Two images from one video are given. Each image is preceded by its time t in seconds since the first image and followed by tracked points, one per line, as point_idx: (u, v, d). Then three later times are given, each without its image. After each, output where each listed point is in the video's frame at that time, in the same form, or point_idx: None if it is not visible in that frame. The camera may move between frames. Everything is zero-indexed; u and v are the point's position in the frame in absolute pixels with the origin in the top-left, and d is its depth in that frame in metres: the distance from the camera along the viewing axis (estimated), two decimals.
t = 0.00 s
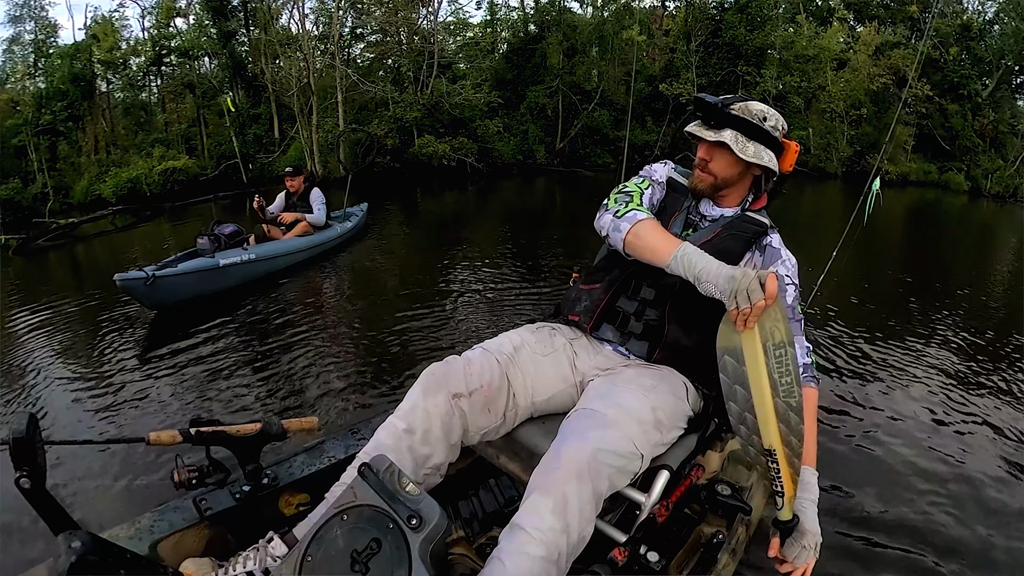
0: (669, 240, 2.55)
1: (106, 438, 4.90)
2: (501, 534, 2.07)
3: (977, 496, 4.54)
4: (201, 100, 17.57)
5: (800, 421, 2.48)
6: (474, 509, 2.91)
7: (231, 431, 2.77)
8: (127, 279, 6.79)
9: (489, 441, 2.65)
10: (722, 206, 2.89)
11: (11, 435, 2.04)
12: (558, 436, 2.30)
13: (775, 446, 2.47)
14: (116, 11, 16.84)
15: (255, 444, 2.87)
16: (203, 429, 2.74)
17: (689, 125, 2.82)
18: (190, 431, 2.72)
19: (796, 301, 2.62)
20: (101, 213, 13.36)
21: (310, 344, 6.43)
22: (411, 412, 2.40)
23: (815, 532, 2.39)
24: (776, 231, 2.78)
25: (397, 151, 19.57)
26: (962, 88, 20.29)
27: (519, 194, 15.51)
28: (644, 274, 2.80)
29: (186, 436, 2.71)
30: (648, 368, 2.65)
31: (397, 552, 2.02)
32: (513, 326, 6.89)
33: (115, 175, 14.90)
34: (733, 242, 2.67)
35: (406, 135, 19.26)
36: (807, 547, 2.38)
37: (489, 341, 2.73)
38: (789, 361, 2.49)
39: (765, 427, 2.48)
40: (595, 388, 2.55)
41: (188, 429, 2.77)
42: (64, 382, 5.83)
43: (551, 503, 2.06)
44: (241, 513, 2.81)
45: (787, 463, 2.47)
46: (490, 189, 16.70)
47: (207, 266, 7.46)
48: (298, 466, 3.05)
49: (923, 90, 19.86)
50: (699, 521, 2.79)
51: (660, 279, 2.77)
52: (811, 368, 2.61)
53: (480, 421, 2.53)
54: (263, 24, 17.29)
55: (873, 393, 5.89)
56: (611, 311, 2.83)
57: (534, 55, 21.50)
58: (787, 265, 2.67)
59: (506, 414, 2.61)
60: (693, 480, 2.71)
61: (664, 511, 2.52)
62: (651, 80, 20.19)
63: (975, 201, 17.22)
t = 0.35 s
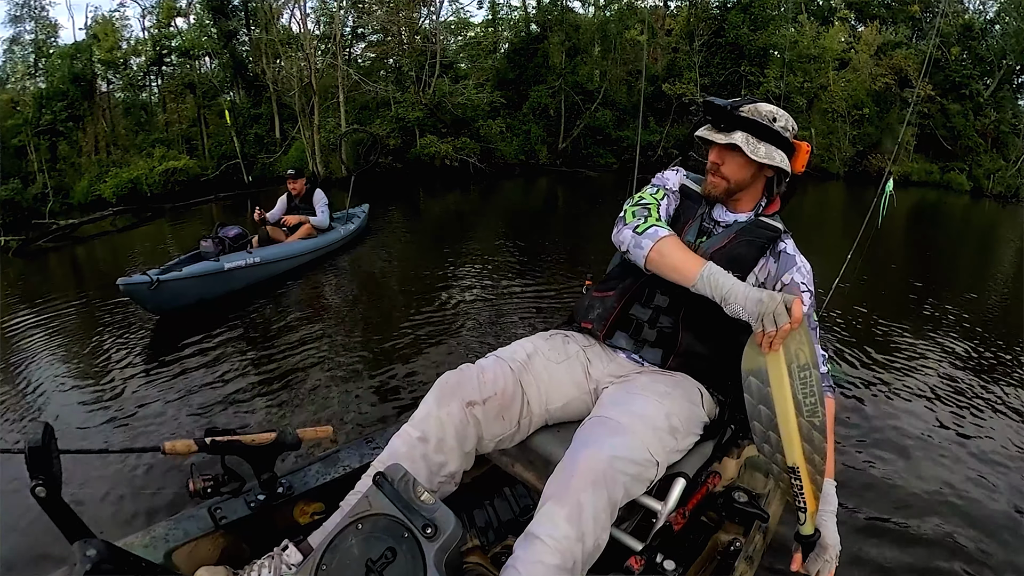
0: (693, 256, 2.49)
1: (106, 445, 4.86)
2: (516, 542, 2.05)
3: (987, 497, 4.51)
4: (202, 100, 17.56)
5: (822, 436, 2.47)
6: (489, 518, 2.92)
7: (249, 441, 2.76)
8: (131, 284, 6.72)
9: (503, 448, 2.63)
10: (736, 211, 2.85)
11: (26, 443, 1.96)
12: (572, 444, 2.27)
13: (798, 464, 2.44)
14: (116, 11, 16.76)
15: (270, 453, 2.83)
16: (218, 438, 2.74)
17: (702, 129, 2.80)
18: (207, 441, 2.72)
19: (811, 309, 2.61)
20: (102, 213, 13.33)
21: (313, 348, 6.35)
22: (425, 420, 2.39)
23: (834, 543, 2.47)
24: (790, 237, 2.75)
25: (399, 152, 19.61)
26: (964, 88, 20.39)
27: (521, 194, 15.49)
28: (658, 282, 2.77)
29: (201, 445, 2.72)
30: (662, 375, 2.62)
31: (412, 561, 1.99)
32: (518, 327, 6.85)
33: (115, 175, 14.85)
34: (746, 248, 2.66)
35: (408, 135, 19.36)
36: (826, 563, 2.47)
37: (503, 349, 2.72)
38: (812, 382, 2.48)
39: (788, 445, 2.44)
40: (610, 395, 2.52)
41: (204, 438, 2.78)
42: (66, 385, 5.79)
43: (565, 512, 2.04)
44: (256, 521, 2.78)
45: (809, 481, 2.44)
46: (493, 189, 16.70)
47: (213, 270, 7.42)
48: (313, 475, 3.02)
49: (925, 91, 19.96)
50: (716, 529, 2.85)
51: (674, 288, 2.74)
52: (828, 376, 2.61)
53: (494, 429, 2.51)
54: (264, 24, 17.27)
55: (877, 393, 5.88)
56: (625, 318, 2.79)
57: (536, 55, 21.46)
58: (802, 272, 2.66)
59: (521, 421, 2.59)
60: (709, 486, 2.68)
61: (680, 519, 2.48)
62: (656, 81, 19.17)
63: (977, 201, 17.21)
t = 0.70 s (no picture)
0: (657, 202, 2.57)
1: (99, 439, 4.85)
2: (500, 515, 2.04)
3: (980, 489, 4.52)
4: (202, 99, 17.57)
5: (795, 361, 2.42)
6: (478, 493, 2.93)
7: (242, 406, 2.68)
8: (132, 278, 6.73)
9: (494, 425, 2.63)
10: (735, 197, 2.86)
11: (24, 402, 2.02)
12: (563, 421, 2.25)
13: (771, 391, 2.38)
14: (116, 11, 16.74)
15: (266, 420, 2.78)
16: (213, 402, 2.66)
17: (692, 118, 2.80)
18: (202, 405, 2.64)
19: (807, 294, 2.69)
20: (101, 212, 13.29)
21: (310, 345, 6.34)
22: (418, 390, 2.41)
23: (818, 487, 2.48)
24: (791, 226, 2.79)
25: (400, 151, 19.66)
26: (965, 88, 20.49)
27: (522, 194, 15.48)
28: (662, 268, 2.76)
29: (197, 408, 2.65)
30: (661, 362, 2.59)
31: (399, 533, 1.98)
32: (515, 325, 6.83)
33: (115, 175, 14.85)
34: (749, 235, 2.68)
35: (409, 135, 19.39)
36: (811, 509, 2.47)
37: (501, 327, 2.73)
38: (781, 292, 2.36)
39: (760, 372, 2.39)
40: (605, 378, 2.50)
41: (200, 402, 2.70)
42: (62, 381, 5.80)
43: (551, 486, 2.02)
44: (248, 486, 2.80)
45: (784, 408, 2.39)
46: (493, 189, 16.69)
47: (215, 266, 7.43)
48: (306, 443, 3.03)
49: (925, 91, 20.02)
50: (700, 518, 2.75)
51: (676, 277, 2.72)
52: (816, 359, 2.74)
53: (486, 403, 2.52)
54: (264, 23, 17.25)
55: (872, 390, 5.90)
56: (627, 304, 2.77)
57: (538, 55, 21.46)
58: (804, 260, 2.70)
59: (512, 399, 2.60)
60: (698, 476, 2.63)
61: (666, 506, 2.39)
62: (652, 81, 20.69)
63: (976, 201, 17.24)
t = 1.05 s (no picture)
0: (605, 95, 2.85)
1: (97, 438, 4.79)
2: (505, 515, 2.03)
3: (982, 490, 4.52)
4: (203, 99, 17.59)
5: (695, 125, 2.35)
6: (481, 489, 2.85)
7: (248, 400, 2.73)
8: (134, 279, 6.73)
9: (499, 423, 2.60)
10: (747, 200, 2.92)
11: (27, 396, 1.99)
12: (569, 420, 2.23)
13: (674, 148, 2.32)
14: (117, 10, 16.72)
15: (269, 414, 2.79)
16: (218, 396, 2.73)
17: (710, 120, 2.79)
18: (206, 399, 2.72)
19: (817, 299, 2.71)
20: (101, 212, 13.25)
21: (310, 346, 6.30)
22: (423, 387, 2.39)
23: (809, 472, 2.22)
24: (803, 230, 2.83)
25: (401, 151, 19.64)
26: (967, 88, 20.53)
27: (523, 194, 15.48)
28: (672, 267, 2.76)
29: (201, 402, 2.73)
30: (666, 364, 2.58)
31: (401, 529, 1.97)
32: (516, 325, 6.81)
33: (116, 175, 14.84)
34: (761, 239, 2.72)
35: (410, 135, 19.36)
36: (810, 485, 2.15)
37: (507, 324, 2.71)
38: (664, 52, 2.32)
39: (656, 132, 2.34)
40: (611, 378, 2.48)
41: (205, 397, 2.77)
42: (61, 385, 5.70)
43: (556, 487, 2.00)
44: (252, 480, 2.77)
45: (689, 164, 2.33)
46: (495, 189, 16.69)
47: (217, 266, 7.39)
48: (311, 437, 2.99)
49: (926, 90, 20.06)
50: (702, 519, 2.70)
51: (683, 276, 2.72)
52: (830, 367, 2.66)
53: (491, 401, 2.50)
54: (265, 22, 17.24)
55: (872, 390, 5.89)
56: (634, 302, 2.77)
57: (539, 54, 21.43)
58: (814, 265, 2.73)
59: (518, 397, 2.57)
60: (702, 476, 2.63)
61: (669, 505, 2.37)
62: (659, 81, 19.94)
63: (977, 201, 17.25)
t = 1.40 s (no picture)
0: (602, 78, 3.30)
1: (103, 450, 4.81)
2: (526, 533, 2.03)
3: (987, 487, 4.54)
4: (204, 99, 17.58)
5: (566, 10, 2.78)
6: (500, 507, 2.81)
7: (264, 420, 2.71)
8: (138, 286, 6.60)
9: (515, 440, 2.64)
10: (752, 207, 2.95)
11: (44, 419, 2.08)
12: (588, 437, 2.26)
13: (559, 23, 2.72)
14: (117, 10, 16.69)
15: (284, 435, 2.80)
16: (234, 417, 2.69)
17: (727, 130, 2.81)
18: (222, 420, 2.68)
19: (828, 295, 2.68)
20: (102, 213, 13.24)
21: (313, 349, 6.29)
22: (439, 406, 2.43)
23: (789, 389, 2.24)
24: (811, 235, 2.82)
25: (403, 152, 19.60)
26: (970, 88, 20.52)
27: (526, 194, 15.48)
28: (679, 276, 2.83)
29: (218, 423, 2.70)
30: (681, 374, 2.63)
31: (420, 547, 2.00)
32: (520, 326, 6.81)
33: (117, 175, 14.83)
34: (770, 245, 2.71)
35: (412, 135, 19.31)
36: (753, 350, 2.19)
37: (521, 340, 2.76)
38: None
39: (543, 15, 2.75)
40: (627, 393, 2.52)
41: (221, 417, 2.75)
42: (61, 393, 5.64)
43: (578, 504, 2.02)
44: (268, 500, 2.78)
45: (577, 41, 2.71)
46: (497, 189, 16.69)
47: (221, 271, 7.31)
48: (326, 458, 3.03)
49: (929, 90, 20.02)
50: (724, 530, 2.68)
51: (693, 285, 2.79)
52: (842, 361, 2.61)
53: (508, 418, 2.54)
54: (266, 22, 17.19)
55: (874, 389, 5.91)
56: (645, 313, 2.85)
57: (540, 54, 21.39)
58: (821, 262, 2.73)
59: (534, 413, 2.62)
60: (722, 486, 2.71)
61: (691, 517, 2.46)
62: (659, 79, 20.14)
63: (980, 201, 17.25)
